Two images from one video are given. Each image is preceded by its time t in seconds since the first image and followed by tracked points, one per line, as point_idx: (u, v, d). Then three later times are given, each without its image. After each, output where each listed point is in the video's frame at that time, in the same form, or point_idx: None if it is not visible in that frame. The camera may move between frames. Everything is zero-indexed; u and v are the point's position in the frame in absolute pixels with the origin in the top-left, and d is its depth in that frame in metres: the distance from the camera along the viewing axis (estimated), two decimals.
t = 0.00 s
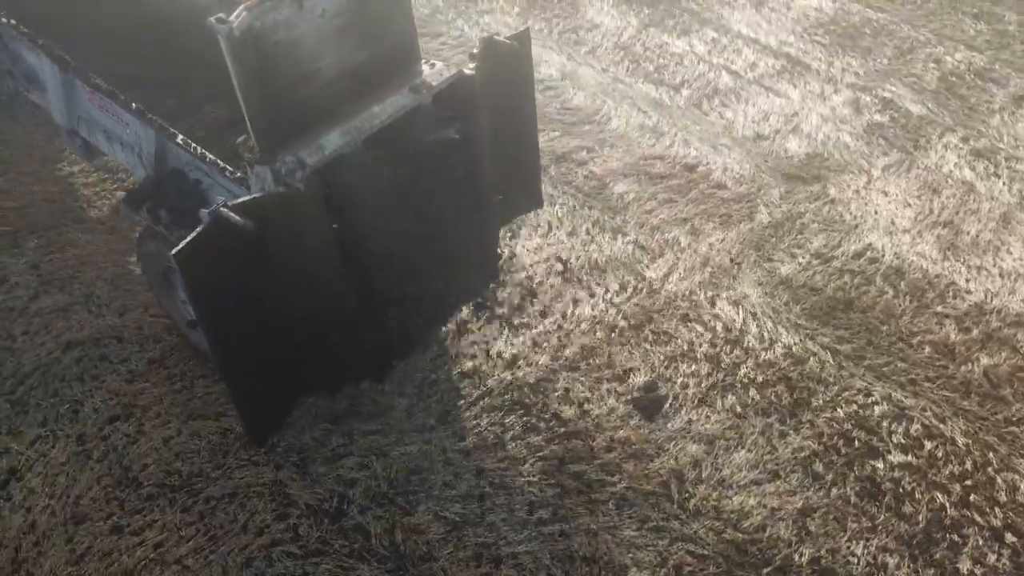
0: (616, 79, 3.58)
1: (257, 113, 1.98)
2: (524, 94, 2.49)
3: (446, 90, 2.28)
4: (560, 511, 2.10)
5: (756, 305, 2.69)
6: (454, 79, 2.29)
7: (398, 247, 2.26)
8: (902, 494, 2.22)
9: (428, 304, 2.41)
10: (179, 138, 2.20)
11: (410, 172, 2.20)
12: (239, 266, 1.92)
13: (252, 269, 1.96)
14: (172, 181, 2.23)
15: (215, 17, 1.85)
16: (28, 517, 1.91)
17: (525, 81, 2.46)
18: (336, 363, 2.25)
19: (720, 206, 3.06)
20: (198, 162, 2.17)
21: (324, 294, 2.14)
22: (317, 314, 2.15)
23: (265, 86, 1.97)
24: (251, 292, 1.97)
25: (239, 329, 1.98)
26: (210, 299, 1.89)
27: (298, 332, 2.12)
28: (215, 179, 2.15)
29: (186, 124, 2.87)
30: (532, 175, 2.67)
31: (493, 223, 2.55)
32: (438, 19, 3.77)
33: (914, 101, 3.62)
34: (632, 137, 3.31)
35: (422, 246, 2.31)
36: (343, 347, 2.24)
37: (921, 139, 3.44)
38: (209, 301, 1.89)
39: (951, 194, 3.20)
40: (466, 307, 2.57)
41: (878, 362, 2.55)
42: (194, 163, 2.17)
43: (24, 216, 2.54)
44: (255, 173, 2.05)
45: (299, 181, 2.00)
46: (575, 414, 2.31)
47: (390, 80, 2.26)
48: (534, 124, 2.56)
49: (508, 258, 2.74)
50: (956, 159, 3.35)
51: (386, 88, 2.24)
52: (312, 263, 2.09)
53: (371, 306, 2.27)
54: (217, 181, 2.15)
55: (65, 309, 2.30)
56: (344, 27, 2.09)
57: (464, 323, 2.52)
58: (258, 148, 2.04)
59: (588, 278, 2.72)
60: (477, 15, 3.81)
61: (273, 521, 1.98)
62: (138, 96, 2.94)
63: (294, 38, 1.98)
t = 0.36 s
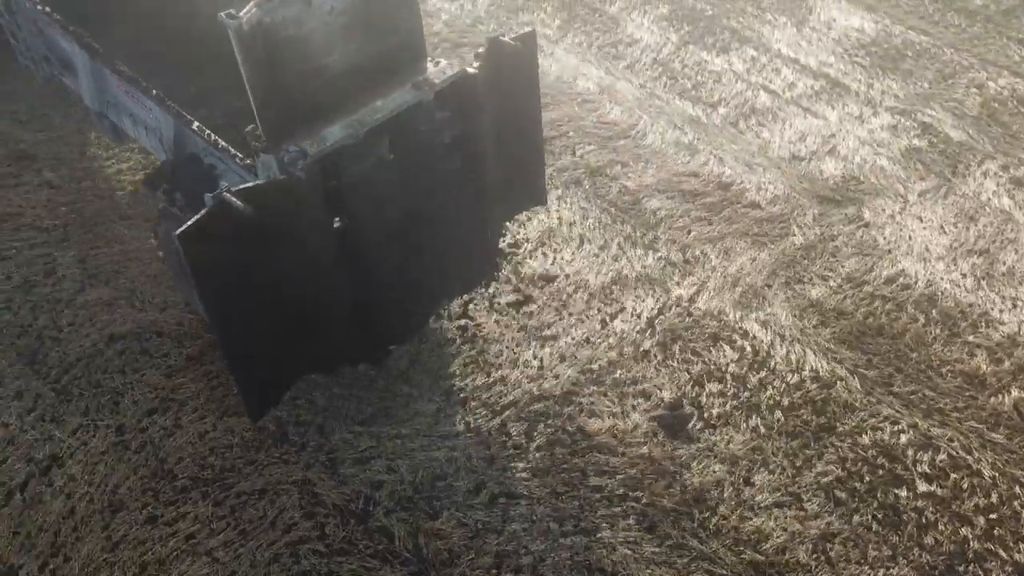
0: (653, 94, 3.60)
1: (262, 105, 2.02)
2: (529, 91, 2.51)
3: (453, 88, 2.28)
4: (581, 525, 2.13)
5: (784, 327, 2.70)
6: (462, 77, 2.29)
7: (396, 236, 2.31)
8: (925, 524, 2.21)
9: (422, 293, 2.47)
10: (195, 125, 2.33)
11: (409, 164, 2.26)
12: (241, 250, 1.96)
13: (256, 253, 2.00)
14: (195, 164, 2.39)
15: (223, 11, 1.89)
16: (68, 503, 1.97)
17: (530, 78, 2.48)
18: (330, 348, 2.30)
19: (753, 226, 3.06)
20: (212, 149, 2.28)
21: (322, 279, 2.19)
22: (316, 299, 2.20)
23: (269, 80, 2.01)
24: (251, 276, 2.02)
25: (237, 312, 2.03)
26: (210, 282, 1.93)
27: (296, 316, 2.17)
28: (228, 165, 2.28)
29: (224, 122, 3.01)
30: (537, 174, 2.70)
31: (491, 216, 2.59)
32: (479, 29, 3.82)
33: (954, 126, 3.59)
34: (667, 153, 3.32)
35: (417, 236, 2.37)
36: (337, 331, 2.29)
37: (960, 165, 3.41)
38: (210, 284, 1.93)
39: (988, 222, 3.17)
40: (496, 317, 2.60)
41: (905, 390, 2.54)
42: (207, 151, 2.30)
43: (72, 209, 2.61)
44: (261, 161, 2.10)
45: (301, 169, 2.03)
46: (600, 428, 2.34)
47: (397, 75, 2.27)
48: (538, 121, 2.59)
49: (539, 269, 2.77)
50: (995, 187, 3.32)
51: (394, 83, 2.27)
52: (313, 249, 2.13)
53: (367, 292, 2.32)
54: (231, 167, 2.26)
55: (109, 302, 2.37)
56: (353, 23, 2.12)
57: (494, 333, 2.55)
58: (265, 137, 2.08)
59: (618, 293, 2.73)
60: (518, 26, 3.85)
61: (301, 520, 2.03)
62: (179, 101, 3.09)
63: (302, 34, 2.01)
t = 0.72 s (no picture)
0: (694, 113, 3.62)
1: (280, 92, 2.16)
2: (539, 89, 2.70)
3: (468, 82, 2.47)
4: (605, 541, 2.15)
5: (815, 352, 2.70)
6: (476, 72, 2.47)
7: (406, 224, 2.45)
8: (950, 559, 2.21)
9: (429, 278, 2.61)
10: (222, 112, 2.45)
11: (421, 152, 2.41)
12: (255, 228, 2.10)
13: (267, 232, 2.14)
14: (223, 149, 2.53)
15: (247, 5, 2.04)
16: (109, 491, 2.05)
17: (541, 77, 2.67)
18: (341, 324, 2.45)
19: (788, 249, 3.06)
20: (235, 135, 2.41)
21: (332, 261, 2.32)
22: (326, 280, 2.33)
23: (292, 70, 2.15)
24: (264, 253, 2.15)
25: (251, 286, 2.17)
26: (225, 256, 2.07)
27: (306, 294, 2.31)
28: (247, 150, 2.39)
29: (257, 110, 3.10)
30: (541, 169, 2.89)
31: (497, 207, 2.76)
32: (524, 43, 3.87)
33: (999, 155, 3.55)
34: (705, 173, 3.33)
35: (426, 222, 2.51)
36: (347, 310, 2.44)
37: (1003, 196, 3.36)
38: (225, 257, 2.07)
39: None
40: (528, 329, 2.64)
41: (936, 422, 2.52)
42: (232, 137, 2.43)
43: (124, 205, 2.69)
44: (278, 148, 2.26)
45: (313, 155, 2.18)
46: (627, 446, 2.36)
47: (412, 70, 2.43)
48: (546, 119, 2.79)
49: (573, 284, 2.80)
50: None
51: (407, 80, 2.43)
52: (324, 231, 2.27)
53: (377, 276, 2.45)
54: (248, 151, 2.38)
55: (155, 297, 2.45)
56: (370, 22, 2.27)
57: (525, 345, 2.59)
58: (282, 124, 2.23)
59: (650, 311, 2.75)
60: (562, 41, 3.90)
61: (330, 519, 2.08)
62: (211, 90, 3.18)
63: (321, 28, 2.15)
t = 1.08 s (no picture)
0: (730, 133, 3.63)
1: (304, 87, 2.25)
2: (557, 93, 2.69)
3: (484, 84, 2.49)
4: (624, 557, 2.18)
5: (842, 379, 2.70)
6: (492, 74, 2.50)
7: (416, 217, 2.50)
8: None
9: (434, 272, 2.67)
10: (248, 105, 2.55)
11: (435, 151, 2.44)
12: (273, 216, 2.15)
13: (286, 222, 2.19)
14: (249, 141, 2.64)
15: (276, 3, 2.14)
16: (146, 484, 2.12)
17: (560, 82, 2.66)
18: (349, 313, 2.51)
19: (818, 275, 3.06)
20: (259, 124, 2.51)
21: (345, 250, 2.37)
22: (338, 269, 2.39)
23: (320, 68, 2.25)
24: (278, 241, 2.20)
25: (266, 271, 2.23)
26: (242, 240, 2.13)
27: (319, 281, 2.36)
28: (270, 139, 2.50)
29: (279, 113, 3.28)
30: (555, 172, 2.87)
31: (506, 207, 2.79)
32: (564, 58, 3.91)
33: None
34: (738, 194, 3.34)
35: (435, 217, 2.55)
36: (356, 299, 2.50)
37: None
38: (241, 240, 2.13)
39: None
40: (556, 343, 2.68)
41: (962, 456, 2.51)
42: (258, 128, 2.53)
43: (170, 206, 2.78)
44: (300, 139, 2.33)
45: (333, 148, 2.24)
46: (650, 464, 2.39)
47: (430, 69, 2.52)
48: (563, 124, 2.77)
49: (602, 300, 2.84)
50: None
51: (424, 78, 2.50)
52: (340, 223, 2.31)
53: (386, 267, 2.51)
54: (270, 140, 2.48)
55: (197, 298, 2.53)
56: (393, 22, 2.37)
57: (553, 359, 2.63)
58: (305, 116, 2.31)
59: (678, 331, 2.78)
60: (601, 57, 3.93)
61: (357, 522, 2.14)
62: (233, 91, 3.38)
63: (346, 27, 2.25)
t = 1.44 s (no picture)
0: (768, 157, 3.63)
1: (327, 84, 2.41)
2: (573, 100, 2.80)
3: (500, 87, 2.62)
4: None
5: (869, 410, 2.70)
6: (506, 77, 2.63)
7: (430, 213, 2.62)
8: None
9: (449, 268, 2.79)
10: (275, 96, 2.68)
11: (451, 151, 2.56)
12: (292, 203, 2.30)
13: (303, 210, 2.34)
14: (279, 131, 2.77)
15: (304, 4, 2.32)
16: (184, 480, 2.20)
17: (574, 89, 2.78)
18: (362, 302, 2.62)
19: (850, 304, 3.06)
20: (288, 119, 2.64)
21: (360, 242, 2.51)
22: (353, 259, 2.52)
23: (343, 65, 2.41)
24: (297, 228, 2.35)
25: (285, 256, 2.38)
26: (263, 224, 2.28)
27: (334, 270, 2.49)
28: (297, 133, 2.63)
29: (314, 103, 3.36)
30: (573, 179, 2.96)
31: (522, 210, 2.89)
32: (605, 77, 3.95)
33: None
34: (773, 220, 3.35)
35: (450, 215, 2.67)
36: (370, 288, 2.61)
37: None
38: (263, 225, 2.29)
39: None
40: (585, 361, 2.72)
41: (988, 494, 2.50)
42: (284, 120, 2.66)
43: (217, 210, 2.87)
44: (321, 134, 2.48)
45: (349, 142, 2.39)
46: (673, 486, 2.42)
47: (448, 71, 2.67)
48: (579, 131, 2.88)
49: (633, 320, 2.87)
50: None
51: (443, 79, 2.66)
52: (355, 215, 2.45)
53: (399, 260, 2.63)
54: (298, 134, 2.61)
55: (239, 300, 2.62)
56: (415, 26, 2.53)
57: (581, 377, 2.67)
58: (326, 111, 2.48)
59: (707, 355, 2.80)
60: (642, 76, 3.96)
61: (384, 528, 2.20)
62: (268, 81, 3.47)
63: (368, 29, 2.42)
